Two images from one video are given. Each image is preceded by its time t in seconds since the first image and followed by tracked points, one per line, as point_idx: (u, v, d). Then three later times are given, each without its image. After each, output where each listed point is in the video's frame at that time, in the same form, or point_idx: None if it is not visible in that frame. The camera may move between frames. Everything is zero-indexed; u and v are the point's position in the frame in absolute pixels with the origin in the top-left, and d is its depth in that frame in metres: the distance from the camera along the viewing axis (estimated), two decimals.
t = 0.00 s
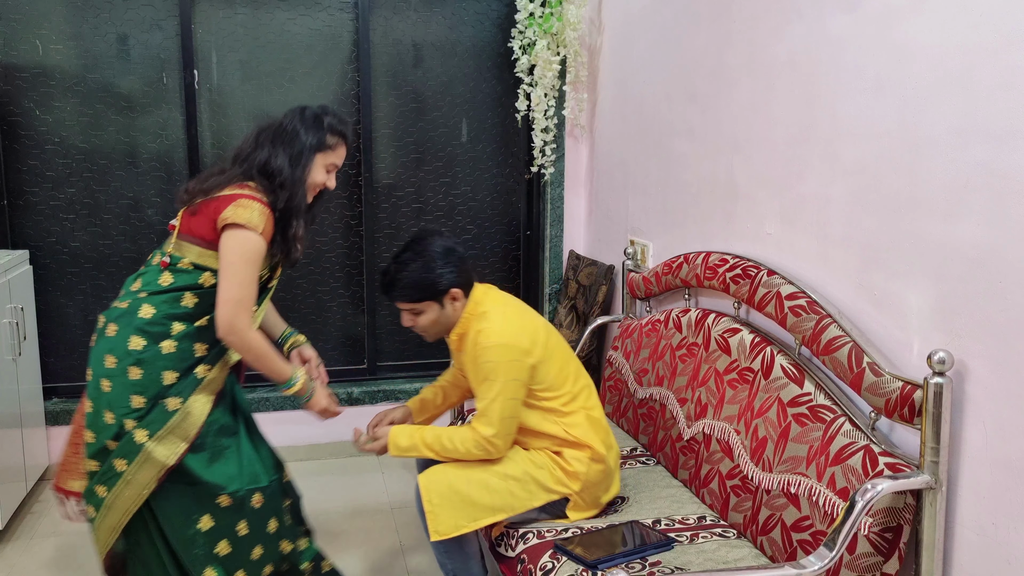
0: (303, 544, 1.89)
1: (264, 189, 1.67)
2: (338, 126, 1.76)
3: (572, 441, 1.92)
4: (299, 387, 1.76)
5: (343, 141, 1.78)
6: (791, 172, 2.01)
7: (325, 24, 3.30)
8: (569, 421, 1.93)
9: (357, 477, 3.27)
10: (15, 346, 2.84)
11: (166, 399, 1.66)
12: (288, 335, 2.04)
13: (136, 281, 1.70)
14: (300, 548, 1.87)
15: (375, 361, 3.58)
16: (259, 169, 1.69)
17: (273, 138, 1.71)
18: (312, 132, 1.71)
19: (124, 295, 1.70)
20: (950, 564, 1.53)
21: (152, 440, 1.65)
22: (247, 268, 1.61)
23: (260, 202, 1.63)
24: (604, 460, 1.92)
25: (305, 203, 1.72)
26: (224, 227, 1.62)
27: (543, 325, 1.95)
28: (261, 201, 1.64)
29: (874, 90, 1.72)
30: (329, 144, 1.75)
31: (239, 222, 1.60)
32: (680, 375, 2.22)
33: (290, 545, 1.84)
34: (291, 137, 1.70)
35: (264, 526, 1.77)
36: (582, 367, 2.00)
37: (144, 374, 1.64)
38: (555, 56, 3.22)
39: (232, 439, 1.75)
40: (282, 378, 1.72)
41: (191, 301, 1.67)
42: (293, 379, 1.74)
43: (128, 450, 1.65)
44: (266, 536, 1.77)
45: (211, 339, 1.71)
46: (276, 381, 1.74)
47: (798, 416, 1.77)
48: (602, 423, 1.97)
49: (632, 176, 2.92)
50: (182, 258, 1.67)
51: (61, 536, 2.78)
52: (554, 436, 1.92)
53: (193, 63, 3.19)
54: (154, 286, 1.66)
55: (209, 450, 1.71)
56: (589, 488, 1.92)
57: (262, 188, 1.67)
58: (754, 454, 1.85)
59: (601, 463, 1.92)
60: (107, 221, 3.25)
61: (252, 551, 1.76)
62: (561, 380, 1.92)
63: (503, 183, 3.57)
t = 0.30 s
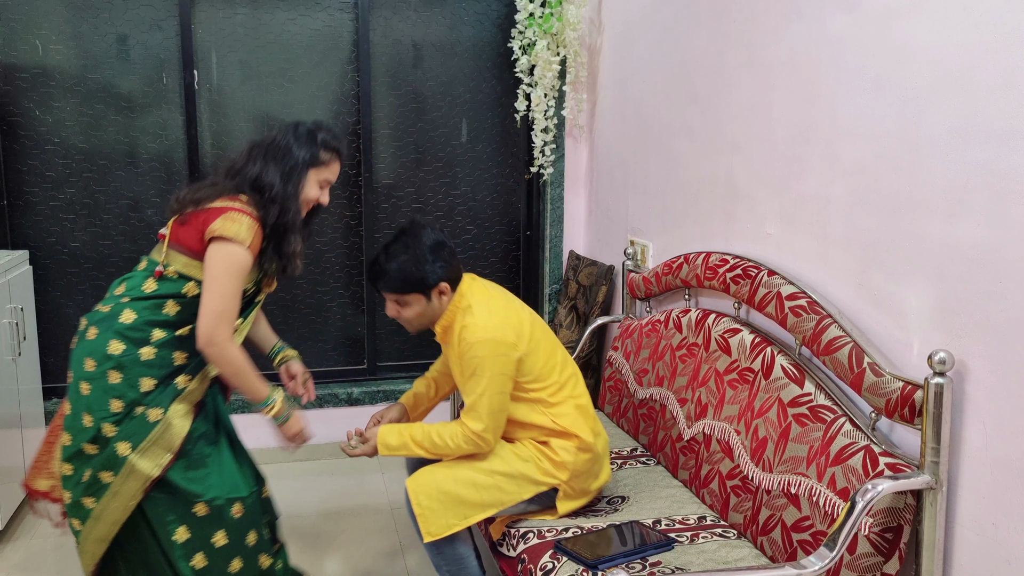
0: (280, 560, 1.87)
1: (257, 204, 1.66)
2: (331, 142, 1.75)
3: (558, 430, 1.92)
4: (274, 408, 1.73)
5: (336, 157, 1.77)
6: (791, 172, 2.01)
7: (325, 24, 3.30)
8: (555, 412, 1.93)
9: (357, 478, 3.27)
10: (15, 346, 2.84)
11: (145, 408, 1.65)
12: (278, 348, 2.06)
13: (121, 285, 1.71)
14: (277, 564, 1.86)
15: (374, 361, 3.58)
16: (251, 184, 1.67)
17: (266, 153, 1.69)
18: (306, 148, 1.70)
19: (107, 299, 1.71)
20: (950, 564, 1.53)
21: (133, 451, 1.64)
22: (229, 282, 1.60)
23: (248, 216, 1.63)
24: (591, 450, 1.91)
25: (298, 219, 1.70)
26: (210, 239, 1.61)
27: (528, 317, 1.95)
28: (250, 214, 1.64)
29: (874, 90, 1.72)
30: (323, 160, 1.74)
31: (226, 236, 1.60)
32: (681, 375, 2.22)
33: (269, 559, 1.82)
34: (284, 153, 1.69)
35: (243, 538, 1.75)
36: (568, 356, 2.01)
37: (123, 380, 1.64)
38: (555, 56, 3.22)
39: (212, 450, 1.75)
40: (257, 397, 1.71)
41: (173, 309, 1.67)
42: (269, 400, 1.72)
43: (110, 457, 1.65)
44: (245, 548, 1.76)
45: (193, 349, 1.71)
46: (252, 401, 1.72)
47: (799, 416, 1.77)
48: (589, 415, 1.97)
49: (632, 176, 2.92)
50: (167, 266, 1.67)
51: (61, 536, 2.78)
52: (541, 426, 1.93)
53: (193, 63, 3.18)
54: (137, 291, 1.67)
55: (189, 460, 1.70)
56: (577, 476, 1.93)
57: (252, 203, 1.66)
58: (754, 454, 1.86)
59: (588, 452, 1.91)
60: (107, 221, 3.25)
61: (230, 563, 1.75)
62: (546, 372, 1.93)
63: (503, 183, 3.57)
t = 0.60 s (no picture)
0: None
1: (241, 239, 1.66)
2: (316, 178, 1.74)
3: (533, 395, 1.92)
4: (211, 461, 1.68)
5: (322, 193, 1.76)
6: (791, 172, 2.01)
7: (325, 24, 3.30)
8: (533, 377, 1.93)
9: (357, 477, 3.27)
10: (15, 346, 2.84)
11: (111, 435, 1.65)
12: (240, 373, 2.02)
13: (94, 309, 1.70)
14: None
15: (374, 361, 3.58)
16: (233, 217, 1.66)
17: (249, 187, 1.68)
18: (291, 182, 1.69)
19: (78, 322, 1.70)
20: (950, 564, 1.53)
21: (99, 480, 1.64)
22: (202, 317, 1.59)
23: (227, 252, 1.61)
24: (561, 414, 1.93)
25: (279, 255, 1.70)
26: (188, 273, 1.60)
27: (516, 272, 1.92)
28: (230, 251, 1.63)
29: (874, 90, 1.72)
30: (308, 195, 1.73)
31: (203, 271, 1.58)
32: (681, 375, 2.22)
33: None
34: (267, 188, 1.68)
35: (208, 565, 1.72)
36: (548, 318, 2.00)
37: (89, 406, 1.63)
38: (555, 56, 3.22)
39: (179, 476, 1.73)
40: (198, 446, 1.66)
41: (144, 336, 1.66)
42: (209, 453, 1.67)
43: (76, 482, 1.64)
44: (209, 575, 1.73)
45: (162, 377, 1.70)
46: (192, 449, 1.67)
47: (799, 417, 1.77)
48: (561, 380, 1.96)
49: (632, 176, 2.92)
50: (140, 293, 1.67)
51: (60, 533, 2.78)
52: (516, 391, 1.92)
53: (193, 63, 3.18)
54: (108, 316, 1.66)
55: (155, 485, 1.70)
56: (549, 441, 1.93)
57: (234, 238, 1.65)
58: (754, 454, 1.85)
59: (557, 416, 1.92)
60: (108, 221, 3.25)
61: None
62: (529, 334, 1.91)
63: (503, 183, 3.57)
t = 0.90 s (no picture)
0: None
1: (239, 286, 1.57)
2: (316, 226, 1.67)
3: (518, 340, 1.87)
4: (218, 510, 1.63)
5: (319, 242, 1.68)
6: (791, 172, 2.00)
7: (325, 24, 3.30)
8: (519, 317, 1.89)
9: (357, 477, 3.27)
10: (16, 346, 2.84)
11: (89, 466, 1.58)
12: (220, 400, 1.85)
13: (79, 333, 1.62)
14: None
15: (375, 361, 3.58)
16: (231, 266, 1.57)
17: (247, 235, 1.59)
18: (290, 231, 1.61)
19: (61, 344, 1.62)
20: (950, 565, 1.53)
21: (75, 511, 1.57)
22: (204, 367, 1.52)
23: (224, 300, 1.53)
24: (535, 361, 1.90)
25: (276, 306, 1.63)
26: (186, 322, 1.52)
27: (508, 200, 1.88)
28: (229, 299, 1.55)
29: (874, 90, 1.72)
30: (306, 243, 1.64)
31: (202, 321, 1.51)
32: (681, 375, 2.22)
33: None
34: (266, 237, 1.59)
35: None
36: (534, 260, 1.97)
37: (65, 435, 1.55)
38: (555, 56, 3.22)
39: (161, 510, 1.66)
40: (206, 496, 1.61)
41: (127, 367, 1.58)
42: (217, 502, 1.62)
43: (49, 508, 1.57)
44: None
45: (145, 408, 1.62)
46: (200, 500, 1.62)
47: (799, 417, 1.77)
48: (539, 322, 1.93)
49: (632, 176, 2.92)
50: (126, 323, 1.58)
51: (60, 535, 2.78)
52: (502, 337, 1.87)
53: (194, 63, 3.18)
54: (91, 344, 1.57)
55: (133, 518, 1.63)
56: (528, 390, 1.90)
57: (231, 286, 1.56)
58: (754, 454, 1.85)
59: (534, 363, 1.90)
60: (108, 221, 3.25)
61: None
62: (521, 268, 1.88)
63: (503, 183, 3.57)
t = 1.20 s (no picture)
0: None
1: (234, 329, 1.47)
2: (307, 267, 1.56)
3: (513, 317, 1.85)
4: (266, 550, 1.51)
5: (311, 282, 1.58)
6: (791, 172, 2.00)
7: (325, 24, 3.30)
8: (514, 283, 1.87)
9: (357, 477, 3.27)
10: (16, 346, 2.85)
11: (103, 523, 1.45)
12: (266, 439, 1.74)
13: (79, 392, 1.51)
14: None
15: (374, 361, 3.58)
16: (224, 311, 1.48)
17: (237, 279, 1.50)
18: (281, 271, 1.51)
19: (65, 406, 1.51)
20: (950, 565, 1.53)
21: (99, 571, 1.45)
22: (216, 415, 1.43)
23: (221, 346, 1.45)
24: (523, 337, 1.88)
25: (275, 348, 1.53)
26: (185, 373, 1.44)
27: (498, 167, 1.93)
28: (225, 344, 1.46)
29: (874, 90, 1.72)
30: (297, 284, 1.54)
31: (202, 370, 1.42)
32: (681, 375, 2.22)
33: None
34: (258, 279, 1.49)
35: None
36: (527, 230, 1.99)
37: (76, 496, 1.44)
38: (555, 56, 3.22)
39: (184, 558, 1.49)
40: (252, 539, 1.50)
41: (129, 421, 1.46)
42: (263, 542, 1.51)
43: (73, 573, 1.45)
44: None
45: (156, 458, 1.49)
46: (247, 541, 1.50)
47: (799, 417, 1.77)
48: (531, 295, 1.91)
49: (632, 176, 2.92)
50: (124, 378, 1.47)
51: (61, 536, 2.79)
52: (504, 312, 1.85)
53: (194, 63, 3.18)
54: (90, 403, 1.47)
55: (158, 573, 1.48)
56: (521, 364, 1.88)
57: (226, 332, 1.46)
58: (754, 454, 1.85)
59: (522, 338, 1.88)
60: (108, 221, 3.25)
61: None
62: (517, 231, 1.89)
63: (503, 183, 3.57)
